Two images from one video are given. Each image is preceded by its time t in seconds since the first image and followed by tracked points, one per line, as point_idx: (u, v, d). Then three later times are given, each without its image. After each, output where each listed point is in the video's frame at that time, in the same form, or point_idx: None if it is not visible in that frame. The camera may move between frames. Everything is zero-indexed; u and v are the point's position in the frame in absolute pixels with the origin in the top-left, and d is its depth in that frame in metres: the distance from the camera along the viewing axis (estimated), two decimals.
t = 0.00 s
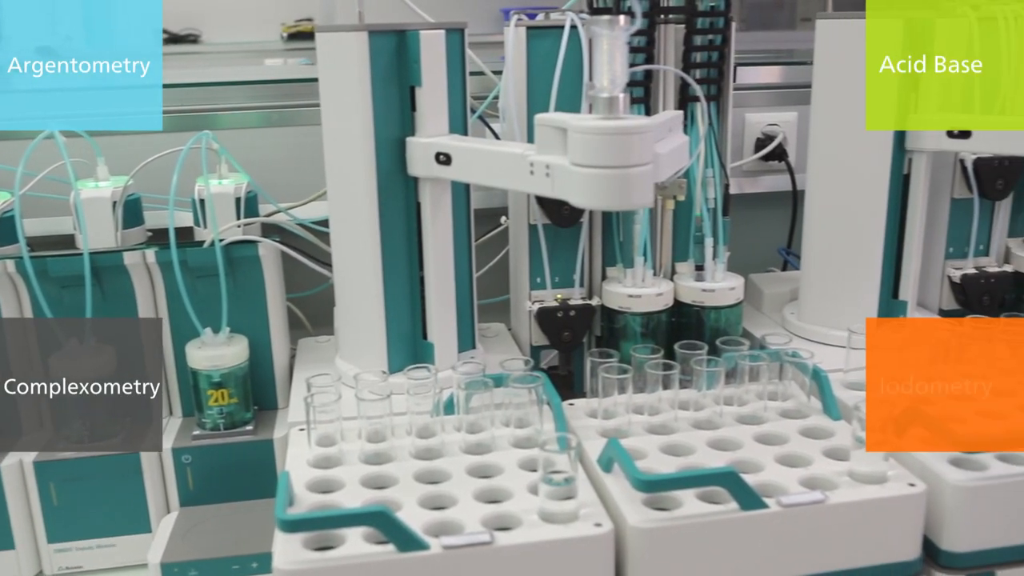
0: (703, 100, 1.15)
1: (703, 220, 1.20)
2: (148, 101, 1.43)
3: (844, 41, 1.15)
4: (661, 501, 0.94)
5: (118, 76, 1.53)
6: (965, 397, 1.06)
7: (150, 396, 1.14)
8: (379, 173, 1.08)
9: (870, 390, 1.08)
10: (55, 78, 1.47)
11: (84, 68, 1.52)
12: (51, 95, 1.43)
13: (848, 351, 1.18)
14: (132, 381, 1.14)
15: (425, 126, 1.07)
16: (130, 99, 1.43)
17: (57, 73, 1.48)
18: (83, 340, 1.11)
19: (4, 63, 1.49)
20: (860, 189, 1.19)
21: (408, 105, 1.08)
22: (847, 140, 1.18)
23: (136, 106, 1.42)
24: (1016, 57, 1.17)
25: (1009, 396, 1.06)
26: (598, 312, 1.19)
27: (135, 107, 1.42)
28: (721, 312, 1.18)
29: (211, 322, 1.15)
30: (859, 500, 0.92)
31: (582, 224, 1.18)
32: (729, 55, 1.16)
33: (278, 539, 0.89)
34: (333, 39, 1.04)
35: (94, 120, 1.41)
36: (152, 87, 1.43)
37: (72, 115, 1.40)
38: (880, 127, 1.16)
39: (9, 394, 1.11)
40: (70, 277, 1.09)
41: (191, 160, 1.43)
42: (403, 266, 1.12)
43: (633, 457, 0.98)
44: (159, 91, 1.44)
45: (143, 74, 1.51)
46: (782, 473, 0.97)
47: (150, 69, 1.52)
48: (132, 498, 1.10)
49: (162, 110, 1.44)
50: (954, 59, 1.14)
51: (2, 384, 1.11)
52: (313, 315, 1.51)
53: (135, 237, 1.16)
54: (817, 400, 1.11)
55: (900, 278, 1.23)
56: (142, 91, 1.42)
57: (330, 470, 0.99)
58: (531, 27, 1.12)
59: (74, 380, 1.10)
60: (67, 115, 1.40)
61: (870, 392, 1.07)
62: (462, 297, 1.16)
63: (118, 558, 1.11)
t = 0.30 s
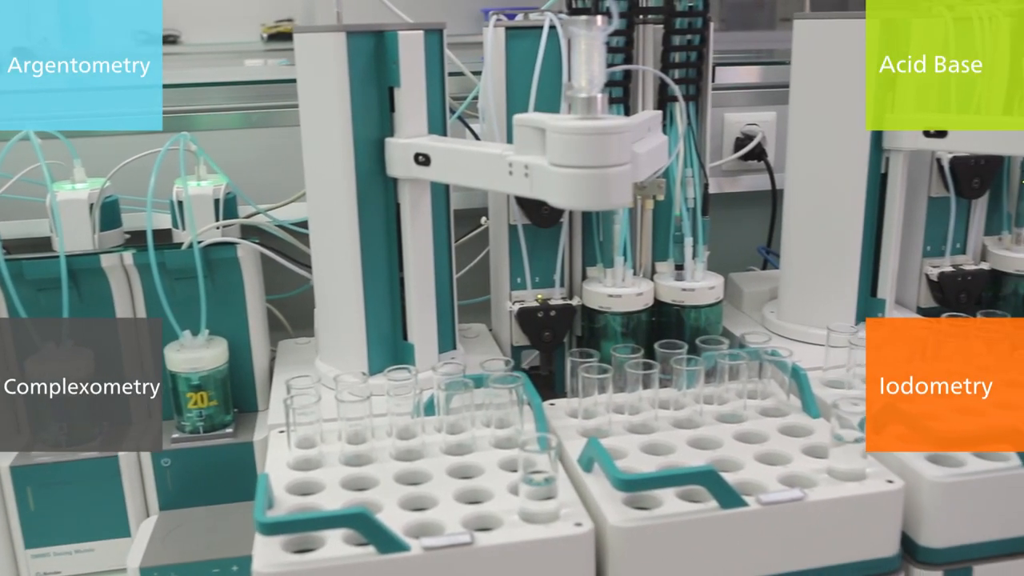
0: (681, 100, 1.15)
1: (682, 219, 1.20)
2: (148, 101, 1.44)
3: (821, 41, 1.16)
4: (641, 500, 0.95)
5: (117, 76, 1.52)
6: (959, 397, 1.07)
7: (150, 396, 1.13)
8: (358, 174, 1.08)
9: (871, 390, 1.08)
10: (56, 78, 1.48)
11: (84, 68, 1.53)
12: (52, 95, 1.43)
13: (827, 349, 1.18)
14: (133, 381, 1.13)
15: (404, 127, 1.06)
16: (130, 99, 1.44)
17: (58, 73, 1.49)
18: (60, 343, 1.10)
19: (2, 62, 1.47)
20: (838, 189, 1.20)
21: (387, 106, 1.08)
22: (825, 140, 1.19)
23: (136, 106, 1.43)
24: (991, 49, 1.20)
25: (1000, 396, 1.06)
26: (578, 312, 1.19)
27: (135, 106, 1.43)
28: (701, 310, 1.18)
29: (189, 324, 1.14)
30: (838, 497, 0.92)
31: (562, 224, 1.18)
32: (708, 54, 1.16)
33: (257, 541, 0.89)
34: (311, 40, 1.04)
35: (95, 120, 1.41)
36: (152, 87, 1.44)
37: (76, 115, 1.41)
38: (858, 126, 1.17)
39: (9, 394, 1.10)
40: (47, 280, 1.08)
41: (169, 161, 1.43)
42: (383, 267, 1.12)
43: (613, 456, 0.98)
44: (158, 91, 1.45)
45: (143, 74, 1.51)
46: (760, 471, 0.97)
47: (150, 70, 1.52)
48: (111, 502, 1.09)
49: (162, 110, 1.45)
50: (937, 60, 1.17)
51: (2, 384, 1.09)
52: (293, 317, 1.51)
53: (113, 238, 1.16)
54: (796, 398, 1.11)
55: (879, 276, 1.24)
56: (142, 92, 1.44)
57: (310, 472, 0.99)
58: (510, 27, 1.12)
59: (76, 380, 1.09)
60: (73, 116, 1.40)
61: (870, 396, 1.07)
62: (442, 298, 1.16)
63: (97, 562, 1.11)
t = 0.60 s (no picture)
0: (666, 100, 1.15)
1: (668, 219, 1.20)
2: (148, 101, 1.45)
3: (805, 41, 1.16)
4: (627, 499, 0.95)
5: (117, 76, 1.51)
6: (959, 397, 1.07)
7: (150, 396, 1.12)
8: (343, 175, 1.08)
9: (870, 387, 1.08)
10: (55, 79, 1.48)
11: (84, 68, 1.53)
12: (50, 95, 1.44)
13: (812, 347, 1.19)
14: (133, 381, 1.12)
15: (389, 128, 1.06)
16: (131, 100, 1.45)
17: (56, 73, 1.49)
18: (43, 345, 1.10)
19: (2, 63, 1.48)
20: (823, 188, 1.20)
21: (372, 107, 1.08)
22: (810, 139, 1.19)
23: (137, 107, 1.44)
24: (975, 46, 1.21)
25: (1000, 396, 1.07)
26: (564, 312, 1.19)
27: (136, 107, 1.44)
28: (688, 310, 1.19)
29: (174, 326, 1.14)
30: (823, 495, 0.93)
31: (548, 223, 1.18)
32: (692, 54, 1.16)
33: (243, 544, 0.88)
34: (296, 40, 1.03)
35: (101, 120, 1.43)
36: (152, 87, 1.45)
37: (76, 115, 1.42)
38: (842, 127, 1.17)
39: (9, 394, 1.08)
40: (30, 282, 1.08)
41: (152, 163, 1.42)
42: (369, 268, 1.12)
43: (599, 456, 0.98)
44: (158, 91, 1.46)
45: (143, 74, 1.49)
46: (746, 470, 0.97)
47: (150, 69, 1.50)
48: (95, 505, 1.09)
49: (162, 111, 1.46)
50: (938, 61, 1.21)
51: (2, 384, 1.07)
52: (279, 318, 1.50)
53: (98, 240, 1.15)
54: (782, 396, 1.12)
55: (864, 274, 1.24)
56: (142, 92, 1.45)
57: (296, 473, 0.99)
58: (495, 28, 1.12)
59: (75, 380, 1.10)
60: (79, 115, 1.42)
61: (870, 393, 1.07)
62: (428, 298, 1.16)
63: (81, 566, 1.10)
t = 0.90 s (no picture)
0: (648, 101, 1.16)
1: (651, 219, 1.20)
2: (148, 102, 1.44)
3: (786, 41, 1.17)
4: (611, 499, 0.95)
5: (117, 76, 1.50)
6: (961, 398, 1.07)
7: (149, 396, 1.09)
8: (325, 176, 1.07)
9: (871, 393, 1.08)
10: (54, 78, 1.47)
11: (84, 68, 1.52)
12: (49, 95, 1.43)
13: (794, 346, 1.20)
14: (132, 381, 1.11)
15: (372, 129, 1.06)
16: (131, 101, 1.44)
17: (57, 72, 1.49)
18: (24, 349, 1.08)
19: (2, 62, 1.47)
20: (805, 187, 1.21)
21: (354, 108, 1.07)
22: (792, 139, 1.20)
23: (137, 107, 1.44)
24: (954, 45, 1.22)
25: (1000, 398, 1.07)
26: (548, 312, 1.19)
27: (136, 107, 1.44)
28: (671, 309, 1.19)
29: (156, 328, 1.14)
30: (805, 494, 0.93)
31: (531, 224, 1.18)
32: (674, 54, 1.16)
33: (226, 546, 0.88)
34: (277, 40, 1.03)
35: (107, 120, 1.43)
36: (152, 87, 1.44)
37: (78, 116, 1.42)
38: (823, 127, 1.18)
39: (8, 394, 1.08)
40: (9, 285, 1.07)
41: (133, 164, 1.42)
42: (352, 269, 1.12)
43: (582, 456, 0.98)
44: (158, 91, 1.45)
45: (143, 74, 1.48)
46: (729, 468, 0.98)
47: (150, 69, 1.49)
48: (76, 509, 1.08)
49: (162, 111, 1.45)
50: (935, 60, 1.21)
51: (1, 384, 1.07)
52: (262, 320, 1.50)
53: (78, 242, 1.14)
54: (764, 395, 1.12)
55: (845, 273, 1.25)
56: (142, 92, 1.44)
57: (279, 476, 0.98)
58: (476, 29, 1.12)
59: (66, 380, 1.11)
60: (84, 115, 1.42)
61: (871, 399, 1.07)
62: (411, 299, 1.16)
63: (63, 570, 1.09)
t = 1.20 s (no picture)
0: (634, 101, 1.16)
1: (637, 219, 1.20)
2: (148, 101, 1.45)
3: (771, 41, 1.17)
4: (598, 499, 0.95)
5: (117, 76, 1.51)
6: (960, 398, 1.07)
7: (150, 396, 1.08)
8: (311, 177, 1.07)
9: (870, 391, 1.09)
10: (55, 78, 1.49)
11: (84, 68, 1.53)
12: (50, 95, 1.44)
13: (781, 345, 1.20)
14: (133, 381, 1.09)
15: (358, 129, 1.06)
16: (130, 100, 1.45)
17: (57, 73, 1.50)
18: (8, 351, 1.08)
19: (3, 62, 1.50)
20: (791, 187, 1.21)
21: (339, 109, 1.07)
22: (778, 139, 1.20)
23: (137, 107, 1.45)
24: (938, 44, 1.23)
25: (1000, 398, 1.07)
26: (535, 312, 1.19)
27: (136, 107, 1.45)
28: (658, 309, 1.19)
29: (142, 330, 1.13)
30: (792, 492, 0.93)
31: (517, 224, 1.18)
32: (660, 54, 1.17)
33: (212, 549, 0.88)
34: (263, 41, 1.03)
35: (107, 120, 1.44)
36: (152, 87, 1.45)
37: (79, 115, 1.43)
38: (809, 127, 1.18)
39: (9, 394, 1.07)
40: None
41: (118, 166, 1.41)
42: (339, 269, 1.12)
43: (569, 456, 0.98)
44: (158, 91, 1.45)
45: (143, 74, 1.49)
46: (716, 467, 0.98)
47: (150, 69, 1.50)
48: (62, 513, 1.07)
49: (162, 110, 1.46)
50: (935, 60, 1.22)
51: (1, 384, 1.07)
52: (249, 321, 1.50)
53: (62, 244, 1.14)
54: (751, 394, 1.12)
55: (831, 272, 1.25)
56: (142, 92, 1.45)
57: (265, 477, 0.98)
58: (462, 29, 1.12)
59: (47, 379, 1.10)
60: (83, 114, 1.43)
61: (871, 396, 1.08)
62: (398, 300, 1.16)
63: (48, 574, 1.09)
